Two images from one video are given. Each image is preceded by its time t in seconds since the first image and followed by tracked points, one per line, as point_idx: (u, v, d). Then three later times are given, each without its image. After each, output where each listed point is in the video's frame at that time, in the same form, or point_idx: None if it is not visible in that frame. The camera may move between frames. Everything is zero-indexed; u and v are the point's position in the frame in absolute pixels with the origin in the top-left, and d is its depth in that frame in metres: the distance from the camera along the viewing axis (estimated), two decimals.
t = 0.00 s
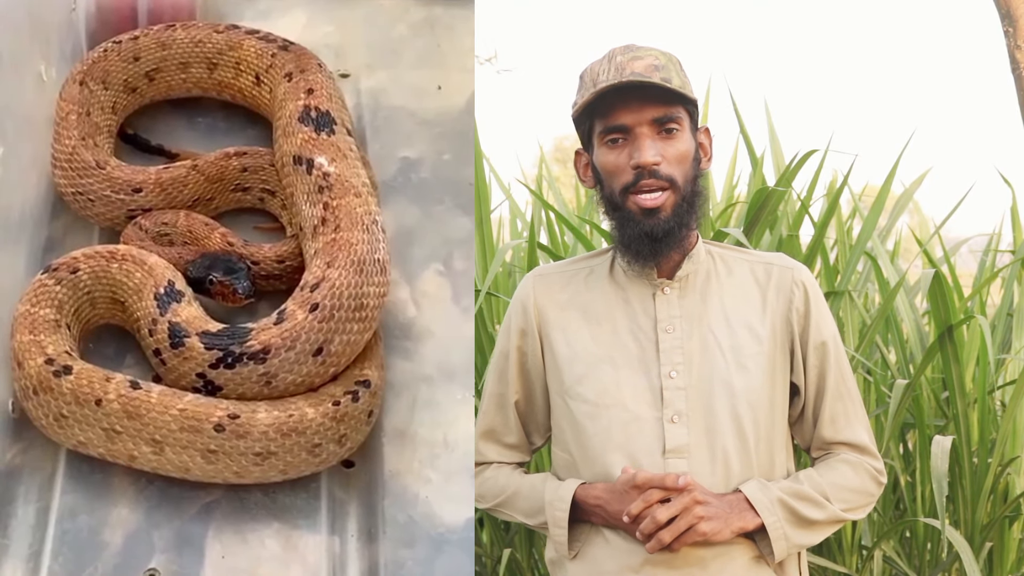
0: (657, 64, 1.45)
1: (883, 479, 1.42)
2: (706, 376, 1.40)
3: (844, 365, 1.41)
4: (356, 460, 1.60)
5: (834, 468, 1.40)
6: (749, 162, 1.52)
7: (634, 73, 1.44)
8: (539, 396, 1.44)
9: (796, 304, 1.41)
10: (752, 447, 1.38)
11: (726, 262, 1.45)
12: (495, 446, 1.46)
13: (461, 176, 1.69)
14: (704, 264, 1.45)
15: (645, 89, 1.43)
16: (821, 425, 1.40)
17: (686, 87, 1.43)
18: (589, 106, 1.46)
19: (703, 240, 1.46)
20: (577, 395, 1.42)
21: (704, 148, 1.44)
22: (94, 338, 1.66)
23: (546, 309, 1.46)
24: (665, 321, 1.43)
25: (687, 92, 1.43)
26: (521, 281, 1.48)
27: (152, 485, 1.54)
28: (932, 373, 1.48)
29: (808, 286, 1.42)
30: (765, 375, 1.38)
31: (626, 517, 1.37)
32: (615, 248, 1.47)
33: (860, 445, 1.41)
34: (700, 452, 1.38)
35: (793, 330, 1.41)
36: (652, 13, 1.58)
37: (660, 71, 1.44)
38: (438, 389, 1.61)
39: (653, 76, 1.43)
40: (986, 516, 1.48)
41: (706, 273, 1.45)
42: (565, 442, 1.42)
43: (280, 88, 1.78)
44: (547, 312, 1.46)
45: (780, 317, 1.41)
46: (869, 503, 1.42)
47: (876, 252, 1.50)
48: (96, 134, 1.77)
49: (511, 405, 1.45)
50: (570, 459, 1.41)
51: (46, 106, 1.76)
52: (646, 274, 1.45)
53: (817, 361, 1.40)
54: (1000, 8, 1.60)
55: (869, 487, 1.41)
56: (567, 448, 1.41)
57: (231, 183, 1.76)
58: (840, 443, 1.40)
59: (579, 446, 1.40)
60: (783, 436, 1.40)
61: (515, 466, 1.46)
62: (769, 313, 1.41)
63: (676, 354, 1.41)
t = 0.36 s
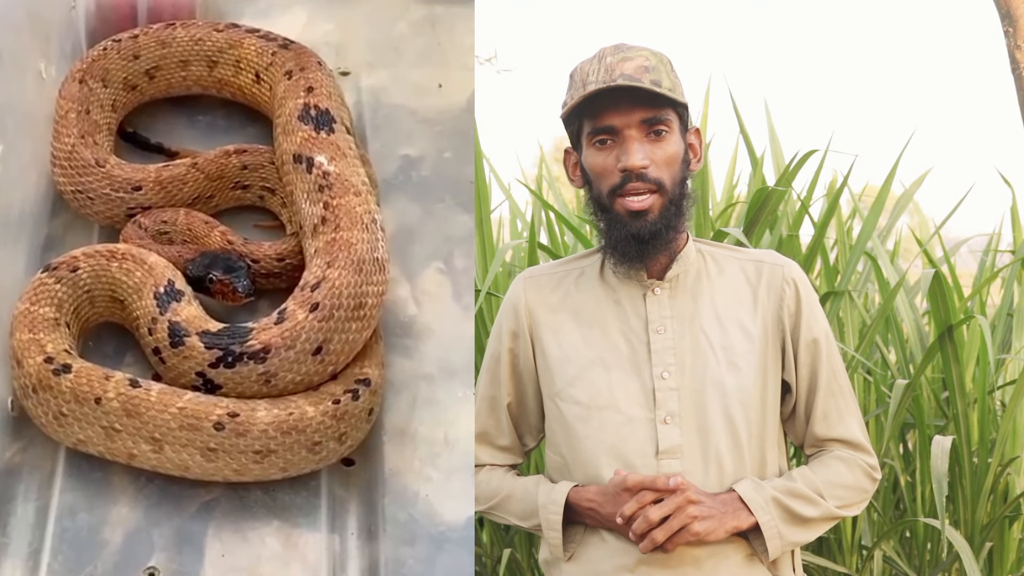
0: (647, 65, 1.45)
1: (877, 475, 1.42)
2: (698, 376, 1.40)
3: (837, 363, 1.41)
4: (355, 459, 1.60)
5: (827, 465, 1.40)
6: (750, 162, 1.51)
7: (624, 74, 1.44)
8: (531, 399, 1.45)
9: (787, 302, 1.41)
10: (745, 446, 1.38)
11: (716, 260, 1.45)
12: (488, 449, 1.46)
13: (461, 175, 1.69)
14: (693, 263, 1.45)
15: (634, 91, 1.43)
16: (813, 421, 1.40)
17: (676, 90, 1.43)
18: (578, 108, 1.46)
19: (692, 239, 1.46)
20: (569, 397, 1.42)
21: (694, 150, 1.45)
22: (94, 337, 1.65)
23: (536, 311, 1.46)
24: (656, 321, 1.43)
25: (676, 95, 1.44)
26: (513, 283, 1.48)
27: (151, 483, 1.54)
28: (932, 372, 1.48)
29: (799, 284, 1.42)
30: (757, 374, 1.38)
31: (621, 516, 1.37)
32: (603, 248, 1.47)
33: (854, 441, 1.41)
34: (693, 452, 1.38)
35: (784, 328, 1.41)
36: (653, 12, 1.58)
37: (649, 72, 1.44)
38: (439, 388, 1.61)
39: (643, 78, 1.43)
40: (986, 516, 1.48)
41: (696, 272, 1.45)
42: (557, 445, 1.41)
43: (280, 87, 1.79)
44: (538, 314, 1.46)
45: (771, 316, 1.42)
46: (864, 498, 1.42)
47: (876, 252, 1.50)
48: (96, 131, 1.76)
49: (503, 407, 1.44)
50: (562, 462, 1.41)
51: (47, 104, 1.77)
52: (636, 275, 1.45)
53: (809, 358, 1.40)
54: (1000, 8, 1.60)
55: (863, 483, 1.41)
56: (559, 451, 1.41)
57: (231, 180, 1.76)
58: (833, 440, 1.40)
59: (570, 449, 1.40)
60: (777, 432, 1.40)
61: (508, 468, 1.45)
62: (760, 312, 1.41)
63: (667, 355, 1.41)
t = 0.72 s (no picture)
0: (650, 63, 1.45)
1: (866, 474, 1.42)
2: (703, 374, 1.39)
3: (833, 366, 1.40)
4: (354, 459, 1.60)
5: (827, 459, 1.38)
6: (750, 162, 1.52)
7: (627, 71, 1.43)
8: (542, 391, 1.44)
9: (790, 302, 1.41)
10: (747, 442, 1.37)
11: (721, 261, 1.45)
12: (501, 446, 1.45)
13: (461, 174, 1.69)
14: (699, 262, 1.45)
15: (638, 86, 1.43)
16: (812, 421, 1.39)
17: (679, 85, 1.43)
18: (583, 104, 1.47)
19: (698, 240, 1.46)
20: (572, 392, 1.41)
21: (699, 147, 1.44)
22: (93, 338, 1.65)
23: (542, 305, 1.46)
24: (661, 318, 1.43)
25: (680, 91, 1.43)
26: (518, 279, 1.49)
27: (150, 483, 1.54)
28: (932, 372, 1.48)
29: (804, 285, 1.42)
30: (760, 372, 1.38)
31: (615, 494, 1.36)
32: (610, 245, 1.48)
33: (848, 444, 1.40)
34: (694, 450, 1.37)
35: (787, 326, 1.41)
36: (651, 13, 1.58)
37: (654, 69, 1.44)
38: (438, 388, 1.60)
39: (647, 74, 1.43)
40: (986, 516, 1.48)
41: (702, 272, 1.45)
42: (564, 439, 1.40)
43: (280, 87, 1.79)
44: (543, 308, 1.46)
45: (775, 315, 1.41)
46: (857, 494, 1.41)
47: (876, 251, 1.50)
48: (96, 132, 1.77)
49: (512, 401, 1.44)
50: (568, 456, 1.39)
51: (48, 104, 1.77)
52: (641, 271, 1.46)
53: (811, 359, 1.39)
54: (1000, 8, 1.60)
55: (855, 483, 1.39)
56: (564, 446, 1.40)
57: (231, 180, 1.76)
58: (830, 442, 1.39)
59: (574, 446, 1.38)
60: (778, 429, 1.39)
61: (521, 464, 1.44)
62: (764, 311, 1.41)
63: (671, 352, 1.41)
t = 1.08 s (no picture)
0: (648, 64, 1.42)
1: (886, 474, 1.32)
2: (709, 376, 1.34)
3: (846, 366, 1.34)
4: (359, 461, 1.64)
5: (844, 460, 1.30)
6: (749, 162, 1.58)
7: (624, 76, 1.42)
8: (543, 388, 1.44)
9: (801, 308, 1.34)
10: (753, 445, 1.32)
11: (730, 261, 1.41)
12: (501, 438, 1.44)
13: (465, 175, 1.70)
14: (709, 263, 1.40)
15: (637, 91, 1.42)
16: (829, 424, 1.32)
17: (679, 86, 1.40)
18: (584, 111, 1.46)
19: (708, 240, 1.42)
20: (580, 390, 1.37)
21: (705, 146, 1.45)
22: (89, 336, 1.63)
23: (550, 304, 1.43)
24: (670, 318, 1.36)
25: (680, 91, 1.41)
26: (527, 277, 1.47)
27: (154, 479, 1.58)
28: (932, 372, 1.51)
29: (814, 288, 1.36)
30: (769, 375, 1.31)
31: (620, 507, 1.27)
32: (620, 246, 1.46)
33: (865, 444, 1.32)
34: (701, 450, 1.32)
35: (798, 330, 1.34)
36: (654, 16, 1.60)
37: (652, 71, 1.42)
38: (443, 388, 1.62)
39: (645, 76, 1.41)
40: (986, 516, 1.48)
41: (711, 272, 1.40)
42: (566, 435, 1.38)
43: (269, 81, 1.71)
44: (550, 308, 1.43)
45: (786, 318, 1.35)
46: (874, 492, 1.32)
47: (876, 252, 1.54)
48: (53, 117, 1.61)
49: (516, 398, 1.42)
50: (570, 452, 1.38)
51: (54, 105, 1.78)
52: (652, 273, 1.39)
53: (822, 361, 1.32)
54: (1000, 8, 1.60)
55: (871, 481, 1.30)
56: (568, 441, 1.38)
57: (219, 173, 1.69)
58: (846, 442, 1.32)
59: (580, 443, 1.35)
60: (786, 432, 1.35)
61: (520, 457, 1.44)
62: (774, 312, 1.35)
63: (679, 354, 1.34)
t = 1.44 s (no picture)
0: (657, 66, 1.40)
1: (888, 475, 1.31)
2: (710, 375, 1.34)
3: (848, 368, 1.33)
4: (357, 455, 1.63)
5: (841, 461, 1.30)
6: (749, 162, 1.58)
7: (634, 77, 1.39)
8: (543, 386, 1.44)
9: (801, 307, 1.34)
10: (755, 446, 1.31)
11: (731, 260, 1.41)
12: (502, 437, 1.44)
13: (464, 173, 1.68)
14: (711, 263, 1.40)
15: (646, 93, 1.39)
16: (828, 423, 1.33)
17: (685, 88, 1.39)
18: (590, 112, 1.44)
19: (708, 241, 1.41)
20: (582, 391, 1.36)
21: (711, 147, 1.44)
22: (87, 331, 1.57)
23: (552, 304, 1.43)
24: (671, 319, 1.36)
25: (688, 94, 1.41)
26: (528, 276, 1.47)
27: (155, 478, 1.52)
28: (932, 373, 1.52)
29: (815, 288, 1.36)
30: (771, 376, 1.31)
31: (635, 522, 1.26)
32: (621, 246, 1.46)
33: (866, 443, 1.31)
34: (702, 450, 1.32)
35: (798, 330, 1.34)
36: (654, 16, 1.60)
37: (660, 73, 1.40)
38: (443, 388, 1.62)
39: (654, 79, 1.39)
40: (986, 516, 1.49)
41: (713, 273, 1.40)
42: (569, 435, 1.38)
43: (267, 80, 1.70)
44: (552, 308, 1.43)
45: (787, 317, 1.35)
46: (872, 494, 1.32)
47: (876, 252, 1.54)
48: (52, 115, 1.54)
49: (517, 397, 1.42)
50: (574, 453, 1.37)
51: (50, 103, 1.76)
52: (654, 273, 1.39)
53: (823, 360, 1.32)
54: (1000, 8, 1.60)
55: (871, 482, 1.30)
56: (571, 442, 1.38)
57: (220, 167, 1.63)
58: (846, 441, 1.32)
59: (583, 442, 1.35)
60: (787, 433, 1.35)
61: (521, 455, 1.44)
62: (775, 311, 1.35)
63: (681, 354, 1.35)
